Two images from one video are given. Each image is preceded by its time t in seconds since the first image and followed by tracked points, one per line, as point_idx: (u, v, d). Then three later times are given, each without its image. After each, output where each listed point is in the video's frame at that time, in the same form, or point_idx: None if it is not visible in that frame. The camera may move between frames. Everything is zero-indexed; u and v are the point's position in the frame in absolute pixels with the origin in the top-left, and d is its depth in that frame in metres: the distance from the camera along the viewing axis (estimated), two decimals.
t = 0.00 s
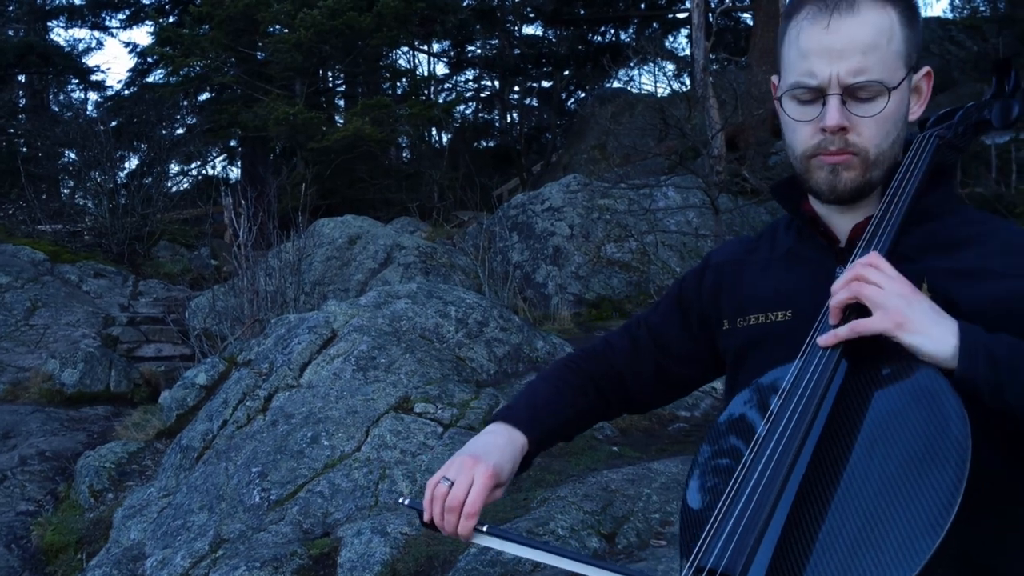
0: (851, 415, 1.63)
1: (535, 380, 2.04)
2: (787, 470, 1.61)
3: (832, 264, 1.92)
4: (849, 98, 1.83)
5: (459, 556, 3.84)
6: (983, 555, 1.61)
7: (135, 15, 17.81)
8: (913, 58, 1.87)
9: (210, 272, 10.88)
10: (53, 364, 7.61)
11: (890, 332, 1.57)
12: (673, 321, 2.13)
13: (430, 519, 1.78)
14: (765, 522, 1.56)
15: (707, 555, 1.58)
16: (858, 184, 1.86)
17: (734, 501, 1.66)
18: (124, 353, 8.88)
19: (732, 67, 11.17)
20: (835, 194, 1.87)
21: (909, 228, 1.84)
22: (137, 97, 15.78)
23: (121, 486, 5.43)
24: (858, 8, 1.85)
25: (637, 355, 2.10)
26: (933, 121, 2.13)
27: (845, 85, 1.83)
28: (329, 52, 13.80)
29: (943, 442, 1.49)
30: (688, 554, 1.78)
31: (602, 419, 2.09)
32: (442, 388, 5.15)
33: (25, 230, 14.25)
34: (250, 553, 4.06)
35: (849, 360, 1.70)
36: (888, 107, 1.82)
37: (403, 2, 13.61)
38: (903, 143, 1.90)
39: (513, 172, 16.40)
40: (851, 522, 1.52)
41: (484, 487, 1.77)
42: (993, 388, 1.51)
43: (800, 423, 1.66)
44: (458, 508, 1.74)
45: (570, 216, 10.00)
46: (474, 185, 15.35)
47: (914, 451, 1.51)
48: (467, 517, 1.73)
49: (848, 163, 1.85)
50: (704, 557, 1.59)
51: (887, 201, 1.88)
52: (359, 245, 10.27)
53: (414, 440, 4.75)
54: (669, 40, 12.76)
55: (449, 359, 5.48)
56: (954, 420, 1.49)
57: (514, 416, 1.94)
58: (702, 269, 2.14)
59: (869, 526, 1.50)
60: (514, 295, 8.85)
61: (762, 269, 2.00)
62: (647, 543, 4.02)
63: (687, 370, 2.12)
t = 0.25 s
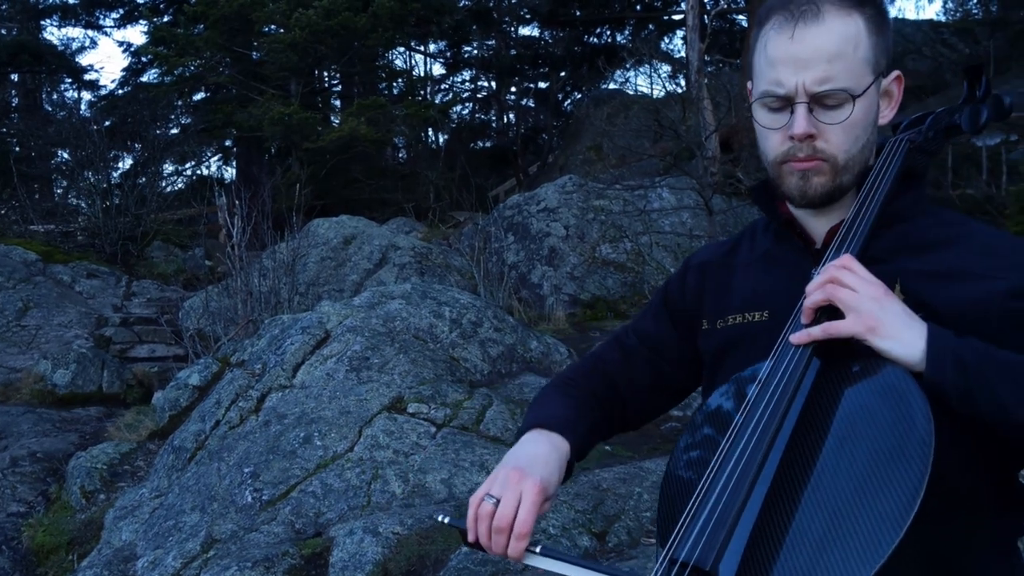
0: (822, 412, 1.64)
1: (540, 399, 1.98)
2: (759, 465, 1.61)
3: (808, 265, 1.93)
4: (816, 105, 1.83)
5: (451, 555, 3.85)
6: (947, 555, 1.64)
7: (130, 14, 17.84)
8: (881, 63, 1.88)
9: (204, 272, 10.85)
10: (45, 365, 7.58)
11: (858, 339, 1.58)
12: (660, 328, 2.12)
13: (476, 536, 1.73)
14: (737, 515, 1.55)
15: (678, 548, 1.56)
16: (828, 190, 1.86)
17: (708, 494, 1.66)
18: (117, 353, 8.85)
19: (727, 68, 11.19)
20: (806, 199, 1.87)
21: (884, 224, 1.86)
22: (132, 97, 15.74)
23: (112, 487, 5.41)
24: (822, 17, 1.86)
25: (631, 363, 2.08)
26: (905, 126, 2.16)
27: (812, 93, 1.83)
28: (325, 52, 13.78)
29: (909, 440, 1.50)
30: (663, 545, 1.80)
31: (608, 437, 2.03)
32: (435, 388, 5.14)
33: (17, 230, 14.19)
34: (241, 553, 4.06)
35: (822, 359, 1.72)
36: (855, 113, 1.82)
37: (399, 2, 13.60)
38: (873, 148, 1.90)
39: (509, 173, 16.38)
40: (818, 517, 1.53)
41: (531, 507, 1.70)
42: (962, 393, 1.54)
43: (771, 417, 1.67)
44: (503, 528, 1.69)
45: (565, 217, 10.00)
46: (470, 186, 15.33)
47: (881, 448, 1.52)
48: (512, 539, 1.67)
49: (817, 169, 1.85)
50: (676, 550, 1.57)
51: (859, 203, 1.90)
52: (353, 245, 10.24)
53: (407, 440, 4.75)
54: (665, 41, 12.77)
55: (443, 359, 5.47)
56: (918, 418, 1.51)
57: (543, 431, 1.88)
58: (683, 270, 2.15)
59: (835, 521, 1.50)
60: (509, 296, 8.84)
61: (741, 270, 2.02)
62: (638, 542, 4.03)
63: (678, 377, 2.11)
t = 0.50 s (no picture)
0: (799, 400, 1.68)
1: (536, 399, 1.95)
2: (736, 454, 1.64)
3: (786, 258, 1.98)
4: (790, 102, 1.84)
5: (442, 553, 3.85)
6: (915, 537, 1.72)
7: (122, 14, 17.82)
8: (854, 60, 1.89)
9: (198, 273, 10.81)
10: (36, 366, 7.54)
11: (857, 288, 1.58)
12: (645, 325, 2.13)
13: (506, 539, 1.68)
14: (715, 503, 1.59)
15: (657, 537, 1.59)
16: (804, 185, 1.87)
17: (687, 479, 1.69)
18: (109, 354, 8.82)
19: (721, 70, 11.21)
20: (783, 195, 1.89)
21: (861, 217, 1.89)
22: (124, 97, 15.69)
23: (104, 488, 5.39)
24: (794, 15, 1.87)
25: (621, 360, 2.09)
26: (882, 123, 2.21)
27: (785, 90, 1.84)
28: (319, 52, 13.79)
29: (881, 427, 1.54)
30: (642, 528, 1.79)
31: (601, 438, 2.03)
32: (428, 388, 5.13)
33: (8, 231, 14.13)
34: (232, 552, 4.05)
35: (798, 350, 1.76)
36: (829, 109, 1.82)
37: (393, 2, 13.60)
38: (848, 143, 1.91)
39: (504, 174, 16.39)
40: (794, 502, 1.56)
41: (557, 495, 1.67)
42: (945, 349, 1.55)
43: (750, 405, 1.71)
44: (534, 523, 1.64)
45: (559, 218, 10.02)
46: (465, 187, 15.33)
47: (855, 436, 1.56)
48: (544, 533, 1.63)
49: (793, 166, 1.86)
50: (654, 537, 1.61)
51: (835, 196, 1.92)
52: (348, 246, 10.23)
53: (399, 440, 4.74)
54: (660, 43, 12.81)
55: (436, 359, 5.47)
56: (891, 407, 1.55)
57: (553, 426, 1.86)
58: (664, 267, 2.18)
59: (810, 506, 1.54)
60: (503, 296, 8.83)
61: (723, 266, 2.05)
62: (629, 540, 4.04)
63: (665, 376, 2.13)
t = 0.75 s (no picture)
0: (789, 385, 1.68)
1: (521, 376, 2.04)
2: (726, 439, 1.67)
3: (778, 246, 2.00)
4: (776, 92, 1.86)
5: (435, 552, 3.84)
6: (911, 528, 1.72)
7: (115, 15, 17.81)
8: (840, 48, 1.92)
9: (190, 274, 10.78)
10: (26, 366, 7.50)
11: (860, 262, 1.58)
12: (637, 311, 2.19)
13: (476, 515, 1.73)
14: (704, 487, 1.63)
15: (648, 520, 1.65)
16: (794, 174, 1.89)
17: (677, 465, 1.73)
18: (100, 355, 8.78)
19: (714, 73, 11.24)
20: (773, 184, 1.91)
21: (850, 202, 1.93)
22: (116, 99, 15.63)
23: (95, 488, 5.38)
24: (777, 7, 1.90)
25: (610, 343, 2.15)
26: (871, 113, 2.25)
27: (772, 78, 1.86)
28: (312, 53, 13.76)
29: (871, 412, 1.54)
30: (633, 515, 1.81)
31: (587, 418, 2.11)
32: (421, 388, 5.13)
33: None
34: (224, 551, 4.03)
35: (788, 336, 1.78)
36: (813, 97, 1.85)
37: (387, 4, 13.59)
38: (838, 131, 1.94)
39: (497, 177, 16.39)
40: (783, 486, 1.57)
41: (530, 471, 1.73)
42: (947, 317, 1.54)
43: (739, 390, 1.74)
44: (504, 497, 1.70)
45: (553, 220, 10.05)
46: (458, 189, 15.31)
47: (843, 419, 1.56)
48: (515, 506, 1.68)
49: (782, 154, 1.88)
50: (647, 520, 1.66)
51: (826, 182, 1.94)
52: (341, 247, 10.22)
53: (392, 439, 4.74)
54: (653, 47, 12.83)
55: (429, 359, 5.47)
56: (881, 390, 1.55)
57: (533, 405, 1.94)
58: (657, 255, 2.24)
59: (800, 490, 1.54)
60: (497, 297, 8.83)
61: (714, 255, 2.09)
62: (622, 538, 4.03)
63: (655, 360, 2.19)
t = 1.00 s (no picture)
0: (791, 363, 1.71)
1: (513, 354, 2.03)
2: (728, 417, 1.70)
3: (778, 228, 2.02)
4: (754, 71, 1.90)
5: (430, 549, 3.84)
6: (914, 504, 1.73)
7: (107, 17, 17.80)
8: (821, 25, 1.94)
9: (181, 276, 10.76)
10: (17, 367, 7.47)
11: (865, 237, 1.59)
12: (634, 292, 2.20)
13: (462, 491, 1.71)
14: (706, 465, 1.65)
15: (651, 497, 1.67)
16: (778, 152, 1.92)
17: (679, 443, 1.75)
18: (91, 356, 8.75)
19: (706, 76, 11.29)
20: (760, 165, 1.93)
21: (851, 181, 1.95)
22: (107, 101, 15.60)
23: (87, 489, 5.35)
24: None
25: (604, 324, 2.16)
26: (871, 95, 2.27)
27: (747, 59, 1.91)
28: (305, 55, 13.77)
29: (874, 386, 1.55)
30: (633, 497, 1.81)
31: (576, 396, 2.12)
32: (415, 387, 5.13)
33: None
34: (218, 549, 4.02)
35: (790, 315, 1.81)
36: (792, 75, 1.88)
37: (379, 6, 13.58)
38: (825, 109, 1.96)
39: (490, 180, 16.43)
40: (786, 463, 1.58)
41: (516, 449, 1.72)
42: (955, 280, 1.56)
43: (740, 371, 1.76)
44: (490, 473, 1.68)
45: (546, 222, 10.07)
46: (450, 192, 15.30)
47: (846, 394, 1.58)
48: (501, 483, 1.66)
49: (765, 134, 1.91)
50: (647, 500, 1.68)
51: (828, 163, 1.97)
52: (333, 249, 10.21)
53: (386, 438, 4.73)
54: (645, 50, 12.87)
55: (423, 359, 5.47)
56: (884, 365, 1.57)
57: (517, 385, 1.93)
58: (657, 238, 2.24)
59: (804, 465, 1.55)
60: (490, 298, 8.81)
61: (713, 239, 2.11)
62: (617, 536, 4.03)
63: (651, 341, 2.20)
